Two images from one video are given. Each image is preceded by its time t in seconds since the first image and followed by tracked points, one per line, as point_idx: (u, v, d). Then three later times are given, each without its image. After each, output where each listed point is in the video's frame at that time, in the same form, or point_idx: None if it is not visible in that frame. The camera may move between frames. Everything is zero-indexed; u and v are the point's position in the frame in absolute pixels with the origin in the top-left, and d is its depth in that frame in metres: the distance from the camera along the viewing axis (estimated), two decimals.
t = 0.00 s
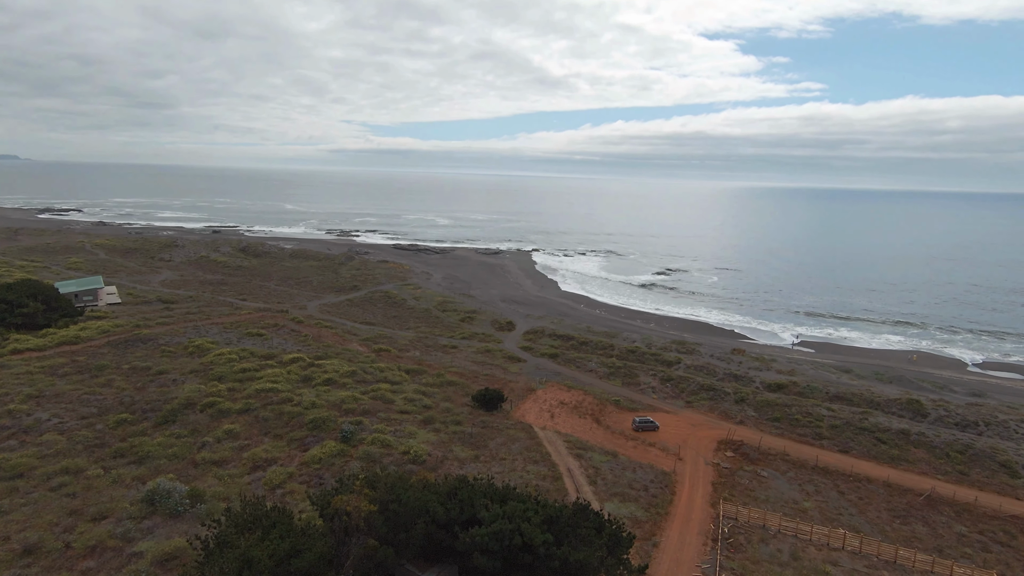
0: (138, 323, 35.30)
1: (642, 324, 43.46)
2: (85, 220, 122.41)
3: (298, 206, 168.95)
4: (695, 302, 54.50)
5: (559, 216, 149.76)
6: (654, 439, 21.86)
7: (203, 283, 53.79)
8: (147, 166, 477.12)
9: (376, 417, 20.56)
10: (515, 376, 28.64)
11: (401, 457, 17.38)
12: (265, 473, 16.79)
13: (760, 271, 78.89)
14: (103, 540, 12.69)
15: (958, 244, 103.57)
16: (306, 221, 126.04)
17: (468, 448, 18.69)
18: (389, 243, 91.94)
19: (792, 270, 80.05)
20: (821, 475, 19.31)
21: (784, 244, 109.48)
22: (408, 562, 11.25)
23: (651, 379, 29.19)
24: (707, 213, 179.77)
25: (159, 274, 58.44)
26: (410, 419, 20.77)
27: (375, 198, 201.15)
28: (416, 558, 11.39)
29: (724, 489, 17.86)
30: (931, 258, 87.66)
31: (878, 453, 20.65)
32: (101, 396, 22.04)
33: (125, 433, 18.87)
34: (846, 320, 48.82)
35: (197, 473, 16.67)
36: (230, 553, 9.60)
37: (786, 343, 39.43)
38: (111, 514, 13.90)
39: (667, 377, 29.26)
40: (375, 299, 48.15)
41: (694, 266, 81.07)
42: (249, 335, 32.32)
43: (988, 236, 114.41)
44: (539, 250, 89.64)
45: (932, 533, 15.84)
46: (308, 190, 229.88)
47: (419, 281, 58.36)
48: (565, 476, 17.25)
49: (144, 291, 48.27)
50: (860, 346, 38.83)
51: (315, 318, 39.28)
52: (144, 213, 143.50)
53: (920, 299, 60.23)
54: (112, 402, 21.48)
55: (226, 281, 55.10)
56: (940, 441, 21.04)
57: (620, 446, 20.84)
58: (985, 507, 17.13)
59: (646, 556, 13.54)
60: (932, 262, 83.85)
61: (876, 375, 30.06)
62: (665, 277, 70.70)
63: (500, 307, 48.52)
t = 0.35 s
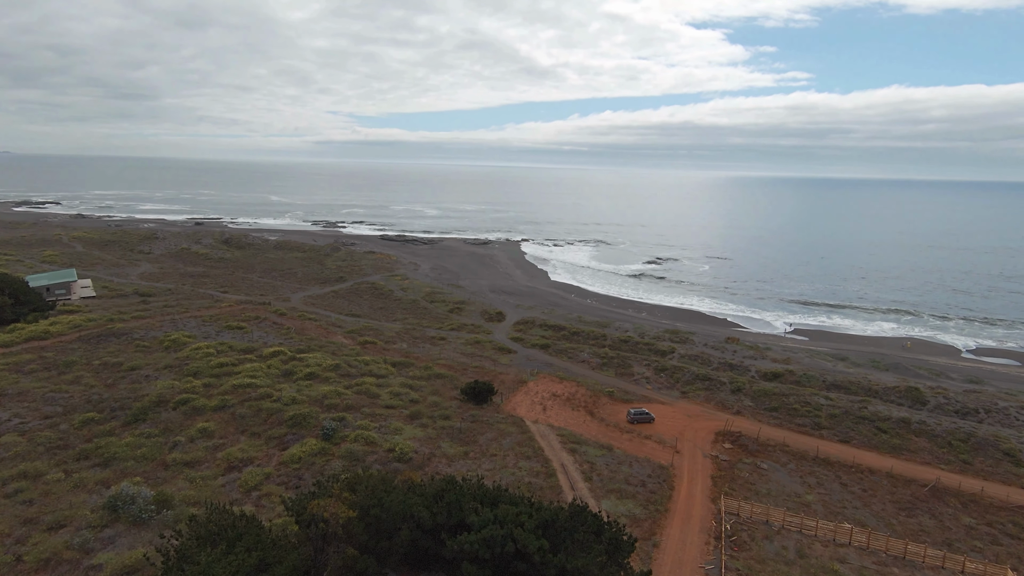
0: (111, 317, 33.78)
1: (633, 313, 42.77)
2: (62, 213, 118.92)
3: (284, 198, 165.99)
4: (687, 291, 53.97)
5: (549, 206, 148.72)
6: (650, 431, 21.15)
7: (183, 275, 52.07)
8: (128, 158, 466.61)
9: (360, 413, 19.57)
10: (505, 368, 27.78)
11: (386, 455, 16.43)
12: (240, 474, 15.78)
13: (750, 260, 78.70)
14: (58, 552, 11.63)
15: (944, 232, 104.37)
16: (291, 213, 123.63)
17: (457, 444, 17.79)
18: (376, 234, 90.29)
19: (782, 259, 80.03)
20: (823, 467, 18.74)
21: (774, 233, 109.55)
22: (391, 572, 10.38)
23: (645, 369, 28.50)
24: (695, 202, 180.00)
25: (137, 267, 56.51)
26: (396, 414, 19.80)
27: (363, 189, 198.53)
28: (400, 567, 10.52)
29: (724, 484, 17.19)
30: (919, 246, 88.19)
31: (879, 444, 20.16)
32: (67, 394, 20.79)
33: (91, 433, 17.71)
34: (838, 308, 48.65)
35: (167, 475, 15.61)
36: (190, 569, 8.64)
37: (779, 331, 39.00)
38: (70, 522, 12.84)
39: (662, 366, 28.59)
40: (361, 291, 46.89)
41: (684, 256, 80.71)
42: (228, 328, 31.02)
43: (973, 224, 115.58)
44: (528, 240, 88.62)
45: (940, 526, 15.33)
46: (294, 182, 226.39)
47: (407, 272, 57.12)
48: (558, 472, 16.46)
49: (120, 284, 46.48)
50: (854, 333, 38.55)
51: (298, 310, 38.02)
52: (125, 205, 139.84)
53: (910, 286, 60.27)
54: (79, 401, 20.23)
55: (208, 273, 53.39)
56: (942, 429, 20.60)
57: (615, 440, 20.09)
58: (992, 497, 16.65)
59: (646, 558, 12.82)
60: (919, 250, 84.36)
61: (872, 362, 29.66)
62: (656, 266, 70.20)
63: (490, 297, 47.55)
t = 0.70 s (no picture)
0: (79, 325, 32.06)
1: (623, 315, 42.01)
2: (36, 220, 115.30)
3: (267, 203, 163.15)
4: (677, 293, 53.45)
5: (536, 210, 148.20)
6: (645, 438, 20.25)
7: (159, 281, 50.19)
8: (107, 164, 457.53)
9: (339, 424, 18.40)
10: (493, 374, 26.71)
11: (367, 470, 15.31)
12: (208, 493, 14.54)
13: (739, 261, 78.70)
14: None
15: (927, 232, 105.64)
16: (274, 218, 121.33)
17: (443, 456, 16.74)
18: (362, 238, 88.72)
19: (770, 260, 80.14)
20: (826, 473, 18.05)
21: (760, 235, 110.04)
22: None
23: (637, 372, 27.65)
24: (682, 205, 180.81)
25: (111, 273, 54.37)
26: (379, 424, 18.68)
27: (348, 193, 196.45)
28: None
29: (726, 493, 16.38)
30: (903, 247, 89.03)
31: (882, 448, 19.56)
32: (22, 409, 19.30)
33: (45, 451, 16.32)
34: (828, 308, 48.46)
35: (126, 496, 14.33)
36: None
37: (772, 332, 38.51)
38: (11, 553, 11.53)
39: (654, 370, 27.80)
40: (345, 296, 45.51)
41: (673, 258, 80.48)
42: (203, 335, 29.51)
43: (953, 224, 117.39)
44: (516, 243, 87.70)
45: (951, 534, 14.67)
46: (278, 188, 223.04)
47: (392, 276, 55.79)
48: (551, 484, 15.51)
49: (92, 291, 44.50)
50: (845, 333, 38.22)
51: (278, 316, 36.63)
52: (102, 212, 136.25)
53: (898, 286, 60.48)
54: (35, 416, 18.73)
55: (185, 279, 51.51)
56: (944, 431, 20.06)
57: (609, 448, 19.19)
58: (1001, 502, 16.07)
59: None
60: (904, 251, 85.13)
61: (867, 363, 29.18)
62: (644, 269, 69.72)
63: (477, 301, 46.50)
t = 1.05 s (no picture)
0: (45, 333, 30.30)
1: (615, 319, 41.19)
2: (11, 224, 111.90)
3: (253, 208, 160.74)
4: (669, 296, 52.83)
5: (525, 214, 147.71)
6: (641, 448, 19.32)
7: (136, 287, 48.30)
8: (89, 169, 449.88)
9: (318, 436, 17.15)
10: (482, 381, 25.61)
11: (346, 487, 14.12)
12: (170, 516, 13.21)
13: (729, 265, 78.53)
14: None
15: (913, 236, 106.72)
16: (259, 223, 119.09)
17: (429, 470, 15.61)
18: (348, 242, 87.16)
19: (760, 263, 80.11)
20: (831, 484, 17.26)
21: (749, 239, 110.48)
22: None
23: (631, 378, 26.72)
24: (671, 209, 181.56)
25: (86, 278, 52.31)
26: (360, 436, 17.47)
27: (336, 198, 194.36)
28: None
29: (729, 507, 15.48)
30: (890, 250, 89.72)
31: (887, 456, 18.88)
32: None
33: None
34: (820, 311, 48.19)
35: (79, 519, 12.96)
36: None
37: (766, 335, 37.92)
38: None
39: (649, 375, 26.91)
40: (329, 301, 44.11)
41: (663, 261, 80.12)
42: (177, 342, 28.00)
43: (938, 228, 118.96)
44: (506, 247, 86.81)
45: (966, 548, 13.95)
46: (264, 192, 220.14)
47: (379, 281, 54.45)
48: (545, 500, 14.48)
49: (64, 297, 42.54)
50: (840, 336, 37.81)
51: (259, 322, 35.16)
52: (83, 216, 132.62)
53: (888, 289, 60.51)
54: None
55: (164, 284, 49.68)
56: (950, 437, 19.46)
57: (604, 458, 18.22)
58: (1015, 513, 15.43)
59: None
60: (891, 254, 85.67)
61: (866, 367, 28.62)
62: (635, 272, 69.14)
63: (466, 305, 45.40)
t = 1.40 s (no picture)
0: (15, 337, 28.69)
1: (611, 322, 40.27)
2: None
3: (243, 210, 158.60)
4: (665, 299, 52.06)
5: (519, 217, 146.90)
6: (642, 458, 18.34)
7: (118, 290, 46.59)
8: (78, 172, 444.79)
9: (298, 448, 15.92)
10: (475, 387, 24.50)
11: (326, 505, 12.94)
12: (130, 538, 11.93)
13: (724, 267, 78.05)
14: None
15: (906, 239, 107.22)
16: (249, 225, 117.12)
17: (417, 485, 14.50)
18: (339, 245, 85.66)
19: (755, 266, 79.75)
20: (843, 496, 16.35)
21: (743, 242, 110.33)
22: None
23: (630, 383, 25.72)
24: (664, 212, 181.69)
25: (67, 281, 50.51)
26: (344, 448, 16.30)
27: (328, 201, 192.73)
28: None
29: (737, 521, 14.52)
30: (884, 253, 89.74)
31: (900, 465, 18.08)
32: None
33: None
34: (819, 314, 47.58)
35: (28, 544, 11.64)
36: None
37: (766, 339, 37.20)
38: None
39: (648, 380, 25.97)
40: (318, 304, 42.80)
41: (658, 264, 79.53)
42: (155, 346, 26.59)
43: (930, 231, 119.70)
44: (499, 250, 85.84)
45: (992, 566, 13.10)
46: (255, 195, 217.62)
47: (370, 283, 53.17)
48: (541, 517, 13.41)
49: (41, 301, 40.87)
50: (841, 340, 37.15)
51: (243, 326, 33.80)
52: (70, 219, 130.08)
53: (885, 292, 60.17)
54: None
55: (147, 287, 48.08)
56: (965, 445, 18.75)
57: (603, 469, 17.20)
58: None
59: None
60: (886, 257, 85.71)
61: (871, 371, 27.91)
62: (630, 275, 68.39)
63: (458, 308, 44.30)
